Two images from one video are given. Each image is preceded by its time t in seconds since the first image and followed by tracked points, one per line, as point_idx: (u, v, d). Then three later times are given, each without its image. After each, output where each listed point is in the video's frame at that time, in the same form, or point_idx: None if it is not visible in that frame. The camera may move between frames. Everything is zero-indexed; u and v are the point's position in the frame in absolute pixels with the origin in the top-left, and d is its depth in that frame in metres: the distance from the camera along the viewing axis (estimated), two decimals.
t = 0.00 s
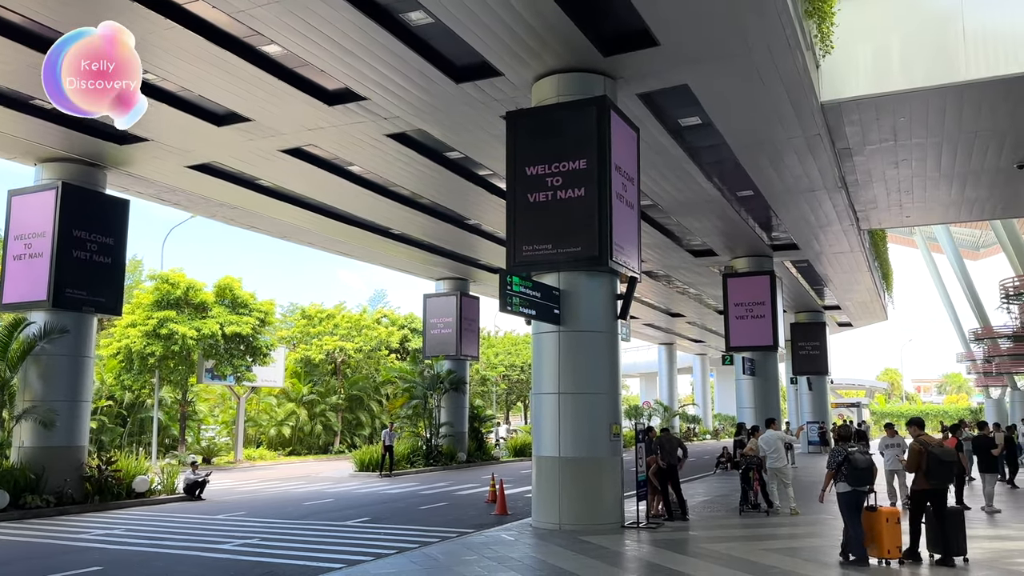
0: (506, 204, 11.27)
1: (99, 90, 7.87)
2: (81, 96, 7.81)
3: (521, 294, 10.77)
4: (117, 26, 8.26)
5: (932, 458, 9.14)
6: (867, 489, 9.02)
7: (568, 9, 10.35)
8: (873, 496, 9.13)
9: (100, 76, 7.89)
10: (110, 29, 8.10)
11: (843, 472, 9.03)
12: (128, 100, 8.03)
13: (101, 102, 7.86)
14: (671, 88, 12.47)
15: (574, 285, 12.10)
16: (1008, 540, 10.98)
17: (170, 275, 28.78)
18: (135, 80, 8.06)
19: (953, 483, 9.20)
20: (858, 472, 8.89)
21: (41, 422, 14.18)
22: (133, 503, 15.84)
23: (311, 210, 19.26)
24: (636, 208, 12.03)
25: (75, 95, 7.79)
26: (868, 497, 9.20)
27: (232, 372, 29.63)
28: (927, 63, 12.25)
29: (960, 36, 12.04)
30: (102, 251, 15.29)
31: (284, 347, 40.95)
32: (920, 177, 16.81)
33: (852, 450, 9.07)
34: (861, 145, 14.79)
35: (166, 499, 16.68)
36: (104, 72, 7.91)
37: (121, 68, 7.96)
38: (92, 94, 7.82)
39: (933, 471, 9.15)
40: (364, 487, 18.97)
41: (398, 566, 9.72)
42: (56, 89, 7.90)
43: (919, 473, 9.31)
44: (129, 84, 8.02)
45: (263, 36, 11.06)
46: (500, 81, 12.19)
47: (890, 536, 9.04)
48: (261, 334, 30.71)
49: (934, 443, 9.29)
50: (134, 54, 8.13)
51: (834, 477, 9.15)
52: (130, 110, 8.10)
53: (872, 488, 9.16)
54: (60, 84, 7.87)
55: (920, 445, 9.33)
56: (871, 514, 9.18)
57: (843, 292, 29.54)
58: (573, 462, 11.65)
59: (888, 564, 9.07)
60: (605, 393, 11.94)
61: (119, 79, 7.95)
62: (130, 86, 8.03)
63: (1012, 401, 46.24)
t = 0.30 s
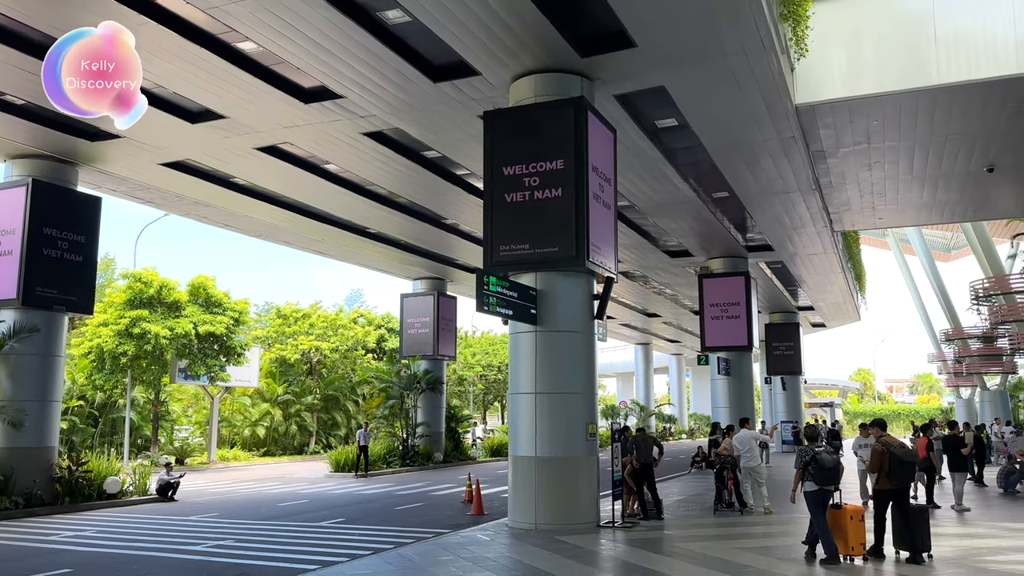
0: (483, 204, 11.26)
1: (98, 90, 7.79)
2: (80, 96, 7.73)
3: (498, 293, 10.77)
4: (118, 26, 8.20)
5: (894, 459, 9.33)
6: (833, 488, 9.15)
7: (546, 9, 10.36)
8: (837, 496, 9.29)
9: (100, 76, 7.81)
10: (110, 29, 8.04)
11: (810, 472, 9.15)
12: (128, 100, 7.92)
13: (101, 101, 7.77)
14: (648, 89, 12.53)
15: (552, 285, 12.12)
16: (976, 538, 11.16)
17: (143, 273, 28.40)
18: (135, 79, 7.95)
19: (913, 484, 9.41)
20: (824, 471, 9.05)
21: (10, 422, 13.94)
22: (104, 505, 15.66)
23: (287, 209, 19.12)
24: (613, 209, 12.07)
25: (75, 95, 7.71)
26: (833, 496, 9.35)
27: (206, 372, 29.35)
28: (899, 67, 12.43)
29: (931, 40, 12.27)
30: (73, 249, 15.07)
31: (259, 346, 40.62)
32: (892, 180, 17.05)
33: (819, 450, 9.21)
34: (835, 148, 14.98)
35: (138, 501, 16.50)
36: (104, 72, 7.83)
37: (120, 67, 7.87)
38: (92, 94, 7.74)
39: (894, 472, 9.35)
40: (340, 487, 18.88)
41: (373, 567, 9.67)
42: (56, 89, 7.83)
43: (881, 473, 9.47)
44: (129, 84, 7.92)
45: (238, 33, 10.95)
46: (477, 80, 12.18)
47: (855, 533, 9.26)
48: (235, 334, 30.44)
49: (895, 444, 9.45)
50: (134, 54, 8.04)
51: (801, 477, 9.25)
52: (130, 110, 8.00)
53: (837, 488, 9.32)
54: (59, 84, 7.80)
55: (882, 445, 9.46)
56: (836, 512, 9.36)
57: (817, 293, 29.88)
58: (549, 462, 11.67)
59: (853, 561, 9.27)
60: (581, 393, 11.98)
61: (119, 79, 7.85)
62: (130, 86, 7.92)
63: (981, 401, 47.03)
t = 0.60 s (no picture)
0: (460, 203, 11.24)
1: (98, 90, 7.37)
2: (81, 96, 7.31)
3: (474, 293, 10.75)
4: (116, 25, 7.79)
5: (855, 457, 9.47)
6: (799, 485, 9.41)
7: (522, 8, 10.36)
8: (803, 492, 9.50)
9: (101, 77, 7.40)
10: (110, 28, 7.64)
11: (778, 469, 9.35)
12: (128, 100, 7.53)
13: (101, 102, 7.34)
14: (624, 90, 12.59)
15: (528, 285, 12.12)
16: (944, 536, 11.35)
17: (115, 272, 27.99)
18: (136, 80, 7.57)
19: (874, 480, 9.54)
20: (791, 469, 9.24)
21: None
22: (73, 507, 15.42)
23: (261, 207, 18.94)
24: (589, 209, 12.11)
25: (75, 96, 7.28)
26: (800, 493, 9.56)
27: (178, 372, 29.02)
28: (872, 71, 12.59)
29: (903, 44, 12.47)
30: (43, 246, 14.81)
31: (232, 346, 40.23)
32: (864, 183, 17.29)
33: (787, 448, 9.37)
34: (808, 150, 15.15)
35: (108, 502, 16.27)
36: (104, 72, 7.42)
37: (121, 67, 7.49)
38: (92, 94, 7.32)
39: (855, 470, 9.48)
40: (314, 488, 18.74)
41: (347, 569, 9.60)
42: (54, 88, 7.34)
43: (843, 471, 9.64)
44: (129, 84, 7.53)
45: (212, 30, 10.84)
46: (454, 80, 12.16)
47: (820, 531, 9.33)
48: (208, 334, 30.11)
49: (856, 442, 9.60)
50: (135, 54, 7.66)
51: (770, 473, 9.45)
52: (130, 111, 7.59)
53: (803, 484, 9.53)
54: (58, 84, 7.34)
55: (844, 444, 9.60)
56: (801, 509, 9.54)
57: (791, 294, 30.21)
58: (524, 462, 11.67)
59: (817, 557, 9.36)
60: (557, 393, 12.00)
61: (119, 79, 7.46)
62: (130, 86, 7.53)
63: (951, 401, 47.80)
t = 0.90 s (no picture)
0: (436, 203, 11.20)
1: (98, 90, 7.35)
2: (81, 96, 7.28)
3: (450, 293, 10.73)
4: (116, 25, 7.78)
5: (818, 456, 9.58)
6: (765, 484, 9.52)
7: (498, 9, 10.35)
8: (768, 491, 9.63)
9: (100, 77, 7.39)
10: (109, 28, 7.62)
11: (745, 467, 9.44)
12: (128, 100, 7.51)
13: (101, 102, 7.34)
14: (600, 92, 12.62)
15: (503, 285, 12.13)
16: (914, 534, 11.51)
17: (85, 270, 27.56)
18: (135, 80, 7.56)
19: (835, 478, 9.73)
20: (759, 467, 9.36)
21: None
22: (41, 509, 15.15)
23: (235, 206, 18.75)
24: (565, 210, 12.13)
25: (76, 95, 7.26)
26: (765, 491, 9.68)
27: (149, 372, 28.63)
28: (844, 75, 12.74)
29: (875, 48, 12.65)
30: (11, 244, 14.53)
31: (205, 346, 39.79)
32: (836, 185, 17.51)
33: (754, 445, 9.48)
34: (781, 153, 15.30)
35: (77, 504, 15.99)
36: (104, 72, 7.41)
37: (121, 67, 7.48)
38: (91, 94, 7.30)
39: (819, 469, 9.61)
40: (288, 489, 18.58)
41: (319, 570, 9.53)
42: (55, 88, 7.33)
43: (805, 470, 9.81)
44: (129, 84, 7.52)
45: (185, 26, 10.71)
46: (430, 79, 12.12)
47: (783, 529, 9.50)
48: (180, 333, 29.76)
49: (818, 442, 9.74)
50: (135, 54, 7.65)
51: (738, 471, 9.53)
52: (130, 110, 7.57)
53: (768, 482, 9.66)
54: (58, 84, 7.33)
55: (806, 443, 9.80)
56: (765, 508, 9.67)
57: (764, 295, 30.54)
58: (499, 462, 11.67)
59: (781, 554, 9.52)
60: (532, 393, 12.01)
61: (119, 79, 7.45)
62: (130, 86, 7.52)
63: (920, 401, 48.56)
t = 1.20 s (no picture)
0: (411, 203, 11.16)
1: (99, 90, 7.74)
2: (81, 96, 7.64)
3: (425, 293, 10.70)
4: (115, 26, 8.24)
5: (782, 454, 9.71)
6: (732, 482, 9.62)
7: (474, 9, 10.33)
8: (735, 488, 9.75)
9: (101, 76, 7.79)
10: (109, 28, 8.08)
11: (713, 466, 9.52)
12: (128, 100, 7.97)
13: (102, 101, 7.74)
14: (575, 93, 12.65)
15: (478, 285, 12.12)
16: (883, 533, 11.67)
17: (53, 269, 27.11)
18: (135, 80, 8.01)
19: (800, 476, 9.84)
20: (725, 467, 9.43)
21: None
22: (7, 511, 14.87)
23: (207, 204, 18.54)
24: (540, 211, 12.14)
25: (76, 95, 7.61)
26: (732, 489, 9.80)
27: (119, 372, 28.21)
28: (817, 78, 12.90)
29: (847, 51, 12.83)
30: None
31: (176, 346, 39.30)
32: (807, 188, 17.72)
33: (722, 445, 9.54)
34: (754, 155, 15.46)
35: (44, 506, 15.71)
36: (105, 72, 7.83)
37: (121, 67, 7.92)
38: (93, 93, 7.68)
39: (784, 467, 9.73)
40: (259, 491, 18.41)
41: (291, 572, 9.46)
42: (55, 88, 7.65)
43: (771, 467, 9.91)
44: (129, 84, 7.96)
45: (157, 22, 10.58)
46: (405, 78, 12.07)
47: (750, 526, 9.61)
48: (150, 333, 29.36)
49: (783, 442, 9.86)
50: (134, 55, 8.14)
51: (705, 471, 9.62)
52: (130, 110, 8.04)
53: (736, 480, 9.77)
54: (58, 83, 7.66)
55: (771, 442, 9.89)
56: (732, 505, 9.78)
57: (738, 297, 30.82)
58: (474, 463, 11.65)
59: (747, 552, 9.63)
60: (506, 394, 12.01)
61: (119, 79, 7.89)
62: (130, 86, 7.97)
63: (890, 401, 49.30)
